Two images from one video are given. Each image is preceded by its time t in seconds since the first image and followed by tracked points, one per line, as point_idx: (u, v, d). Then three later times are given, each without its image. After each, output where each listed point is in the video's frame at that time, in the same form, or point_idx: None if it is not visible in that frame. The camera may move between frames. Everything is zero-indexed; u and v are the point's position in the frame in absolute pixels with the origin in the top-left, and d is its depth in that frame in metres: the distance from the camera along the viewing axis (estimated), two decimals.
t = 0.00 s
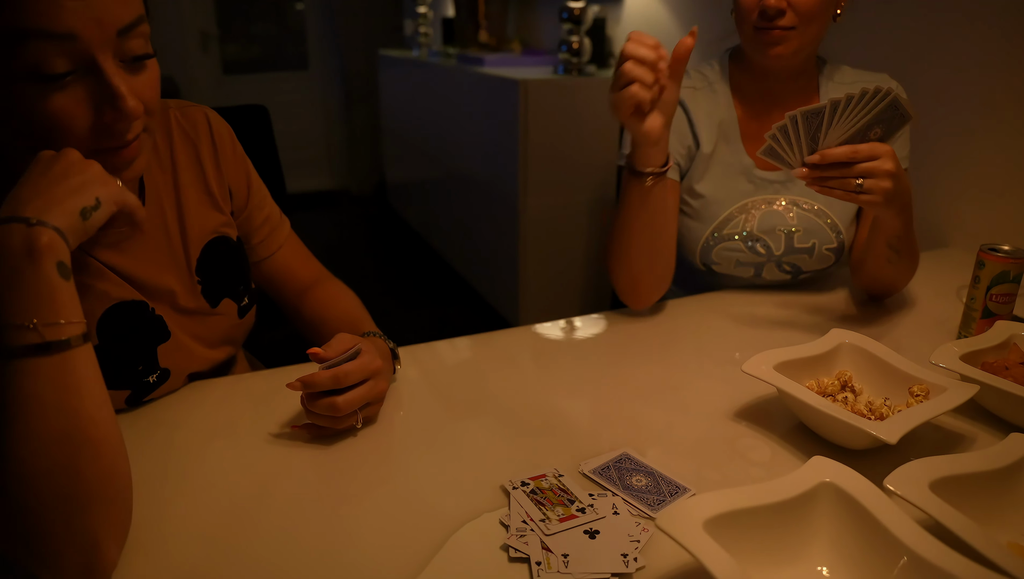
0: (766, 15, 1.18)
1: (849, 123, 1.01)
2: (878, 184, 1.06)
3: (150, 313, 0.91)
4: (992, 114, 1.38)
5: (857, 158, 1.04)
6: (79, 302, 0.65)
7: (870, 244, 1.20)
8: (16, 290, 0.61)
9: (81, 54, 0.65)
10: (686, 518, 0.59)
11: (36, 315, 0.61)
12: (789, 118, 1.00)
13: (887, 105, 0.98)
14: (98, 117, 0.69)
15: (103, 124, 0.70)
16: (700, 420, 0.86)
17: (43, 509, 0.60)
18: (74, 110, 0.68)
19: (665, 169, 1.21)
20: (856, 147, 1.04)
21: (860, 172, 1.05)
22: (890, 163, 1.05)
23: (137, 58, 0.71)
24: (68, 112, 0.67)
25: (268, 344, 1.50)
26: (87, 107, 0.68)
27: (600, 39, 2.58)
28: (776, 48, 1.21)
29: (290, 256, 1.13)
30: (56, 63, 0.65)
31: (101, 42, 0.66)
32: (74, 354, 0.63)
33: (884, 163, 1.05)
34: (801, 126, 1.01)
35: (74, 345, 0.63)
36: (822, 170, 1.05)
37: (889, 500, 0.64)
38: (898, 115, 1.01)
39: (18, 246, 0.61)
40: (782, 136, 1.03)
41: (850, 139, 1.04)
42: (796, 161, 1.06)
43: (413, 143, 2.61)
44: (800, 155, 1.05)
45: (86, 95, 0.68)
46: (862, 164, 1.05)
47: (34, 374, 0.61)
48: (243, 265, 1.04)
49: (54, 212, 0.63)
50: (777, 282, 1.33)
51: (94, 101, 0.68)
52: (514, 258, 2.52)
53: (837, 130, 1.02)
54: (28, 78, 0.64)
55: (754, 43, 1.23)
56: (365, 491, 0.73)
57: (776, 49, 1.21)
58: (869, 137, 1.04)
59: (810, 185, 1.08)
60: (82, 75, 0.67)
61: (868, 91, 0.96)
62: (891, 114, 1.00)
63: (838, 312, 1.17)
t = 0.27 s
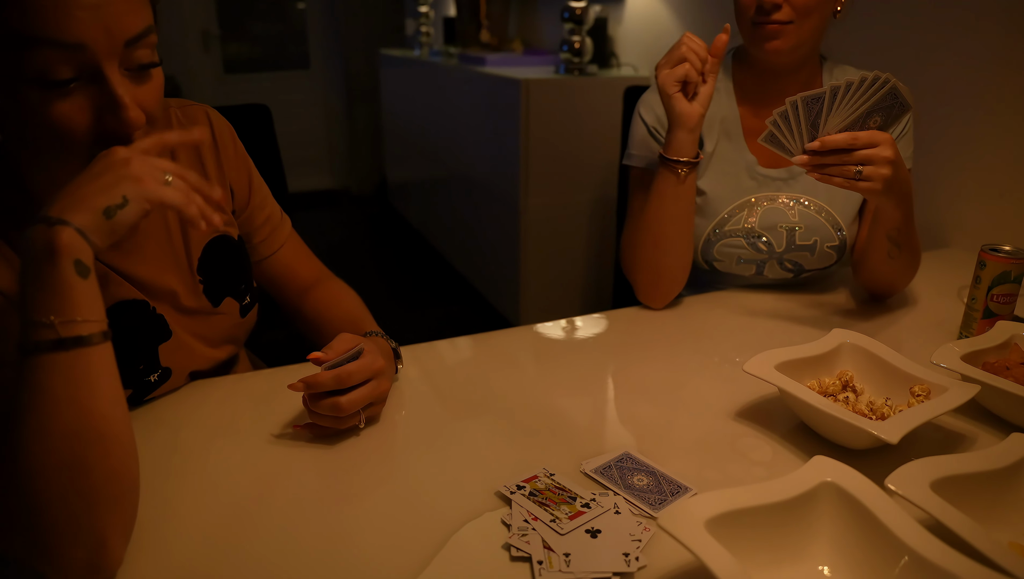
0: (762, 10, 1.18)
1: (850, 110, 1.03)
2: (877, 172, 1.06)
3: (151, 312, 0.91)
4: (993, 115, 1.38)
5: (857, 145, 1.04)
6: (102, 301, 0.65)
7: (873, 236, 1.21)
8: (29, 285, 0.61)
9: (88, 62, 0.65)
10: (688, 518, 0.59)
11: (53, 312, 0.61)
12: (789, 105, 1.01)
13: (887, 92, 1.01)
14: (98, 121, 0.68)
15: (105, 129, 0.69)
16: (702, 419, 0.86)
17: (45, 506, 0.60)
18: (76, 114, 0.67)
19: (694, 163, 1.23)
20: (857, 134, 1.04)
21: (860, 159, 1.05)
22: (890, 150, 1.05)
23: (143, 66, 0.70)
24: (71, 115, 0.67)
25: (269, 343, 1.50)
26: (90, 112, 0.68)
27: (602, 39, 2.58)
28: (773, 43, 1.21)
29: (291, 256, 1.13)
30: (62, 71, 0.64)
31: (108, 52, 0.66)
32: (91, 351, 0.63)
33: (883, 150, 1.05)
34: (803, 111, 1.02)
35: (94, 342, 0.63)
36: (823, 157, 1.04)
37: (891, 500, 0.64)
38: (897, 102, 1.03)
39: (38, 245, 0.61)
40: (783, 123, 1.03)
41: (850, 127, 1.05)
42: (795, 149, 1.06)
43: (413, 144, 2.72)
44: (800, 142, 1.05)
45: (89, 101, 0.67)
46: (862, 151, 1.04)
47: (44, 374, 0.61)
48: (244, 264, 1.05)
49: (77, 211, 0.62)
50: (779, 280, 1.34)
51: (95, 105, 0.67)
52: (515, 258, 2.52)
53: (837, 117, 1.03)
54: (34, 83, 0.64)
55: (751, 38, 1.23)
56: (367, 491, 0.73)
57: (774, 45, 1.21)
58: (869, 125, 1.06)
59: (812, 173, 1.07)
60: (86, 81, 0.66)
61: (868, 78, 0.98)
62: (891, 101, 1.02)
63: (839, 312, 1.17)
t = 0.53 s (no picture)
0: (763, 10, 1.18)
1: (853, 103, 1.03)
2: (881, 164, 1.05)
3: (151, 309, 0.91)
4: (994, 114, 1.38)
5: (860, 138, 1.04)
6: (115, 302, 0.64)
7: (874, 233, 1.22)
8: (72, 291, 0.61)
9: (117, 45, 0.66)
10: (689, 518, 0.59)
11: (123, 330, 0.57)
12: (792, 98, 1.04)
13: (890, 87, 1.01)
14: (119, 104, 0.70)
15: (127, 111, 0.71)
16: (702, 419, 0.86)
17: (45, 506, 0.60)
18: (99, 98, 0.68)
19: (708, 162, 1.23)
20: (860, 127, 1.04)
21: (863, 152, 1.04)
22: (893, 143, 1.05)
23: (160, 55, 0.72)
24: (93, 97, 0.68)
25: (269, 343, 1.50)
26: (112, 97, 0.69)
27: (602, 38, 2.57)
28: (775, 42, 1.20)
29: (290, 255, 1.13)
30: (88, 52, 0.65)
31: (132, 36, 0.67)
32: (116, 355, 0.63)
33: (886, 143, 1.04)
34: (807, 103, 1.04)
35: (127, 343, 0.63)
36: (827, 150, 1.04)
37: (892, 500, 0.64)
38: (901, 97, 1.03)
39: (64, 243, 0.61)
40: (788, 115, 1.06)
41: (855, 121, 1.06)
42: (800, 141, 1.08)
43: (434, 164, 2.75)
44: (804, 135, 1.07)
45: (109, 86, 0.69)
46: (865, 144, 1.04)
47: (82, 385, 0.59)
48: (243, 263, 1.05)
49: (178, 243, 0.58)
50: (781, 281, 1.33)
51: (117, 88, 0.69)
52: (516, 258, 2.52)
53: (842, 110, 1.04)
54: (58, 65, 0.64)
55: (753, 38, 1.23)
56: (366, 490, 0.73)
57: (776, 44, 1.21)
58: (873, 120, 1.06)
59: (814, 167, 1.06)
60: (110, 64, 0.67)
61: (870, 71, 0.99)
62: (895, 95, 1.03)
63: (840, 311, 1.17)
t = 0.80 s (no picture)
0: (764, 11, 1.18)
1: (851, 99, 1.03)
2: (880, 160, 1.05)
3: (155, 307, 0.91)
4: (993, 114, 1.38)
5: (858, 135, 1.04)
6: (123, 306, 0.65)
7: (873, 233, 1.22)
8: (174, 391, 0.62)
9: (141, 34, 0.71)
10: (687, 516, 0.59)
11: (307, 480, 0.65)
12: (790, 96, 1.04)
13: (889, 82, 1.00)
14: (145, 91, 0.74)
15: (153, 98, 0.75)
16: (702, 419, 0.86)
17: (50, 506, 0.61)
18: (127, 85, 0.72)
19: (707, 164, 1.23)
20: (859, 123, 1.04)
21: (862, 148, 1.05)
22: (893, 139, 1.05)
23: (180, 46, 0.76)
24: (121, 85, 0.71)
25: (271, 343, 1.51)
26: (140, 82, 0.73)
27: (602, 39, 2.57)
28: (776, 44, 1.21)
29: (290, 255, 1.14)
30: (117, 40, 0.69)
31: (159, 28, 0.72)
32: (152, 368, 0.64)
33: (885, 139, 1.04)
34: (807, 99, 1.03)
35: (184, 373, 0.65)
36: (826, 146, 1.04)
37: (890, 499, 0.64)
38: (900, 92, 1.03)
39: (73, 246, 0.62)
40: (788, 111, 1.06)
41: (853, 117, 1.06)
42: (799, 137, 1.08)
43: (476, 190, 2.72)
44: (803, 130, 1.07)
45: (139, 71, 0.72)
46: (864, 140, 1.05)
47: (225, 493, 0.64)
48: (243, 262, 1.05)
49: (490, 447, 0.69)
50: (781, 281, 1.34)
51: (145, 75, 0.73)
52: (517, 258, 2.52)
53: (841, 106, 1.04)
54: (91, 54, 0.68)
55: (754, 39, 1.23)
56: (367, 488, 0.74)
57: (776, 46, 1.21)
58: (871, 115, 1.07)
59: (812, 163, 1.07)
60: (139, 51, 0.72)
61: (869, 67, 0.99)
62: (893, 90, 1.03)
63: (840, 311, 1.17)
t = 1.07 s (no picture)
0: (765, 11, 1.18)
1: (852, 97, 1.03)
2: (880, 158, 1.06)
3: (155, 307, 0.91)
4: (990, 113, 1.39)
5: (859, 133, 1.04)
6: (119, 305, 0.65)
7: (872, 232, 1.22)
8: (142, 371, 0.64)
9: (157, 35, 0.71)
10: (687, 516, 0.59)
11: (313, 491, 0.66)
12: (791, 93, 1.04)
13: (889, 81, 1.00)
14: (159, 92, 0.74)
15: (167, 98, 0.75)
16: (701, 419, 0.86)
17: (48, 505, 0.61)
18: (142, 85, 0.72)
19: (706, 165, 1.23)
20: (859, 121, 1.04)
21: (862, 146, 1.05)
22: (893, 137, 1.05)
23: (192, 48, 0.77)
24: (138, 86, 0.72)
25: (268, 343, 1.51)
26: (155, 83, 0.73)
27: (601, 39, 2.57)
28: (776, 44, 1.21)
29: (289, 255, 1.14)
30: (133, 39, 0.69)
31: (175, 30, 0.72)
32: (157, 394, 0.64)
33: (886, 137, 1.05)
34: (807, 97, 1.04)
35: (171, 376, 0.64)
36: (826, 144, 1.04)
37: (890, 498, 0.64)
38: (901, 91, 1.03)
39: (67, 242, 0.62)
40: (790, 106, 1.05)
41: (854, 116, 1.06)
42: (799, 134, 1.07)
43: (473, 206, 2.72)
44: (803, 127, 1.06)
45: (157, 72, 0.73)
46: (864, 139, 1.04)
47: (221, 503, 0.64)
48: (242, 262, 1.05)
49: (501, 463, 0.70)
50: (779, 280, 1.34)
51: (161, 77, 0.74)
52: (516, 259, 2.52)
53: (841, 103, 1.03)
54: (108, 52, 0.69)
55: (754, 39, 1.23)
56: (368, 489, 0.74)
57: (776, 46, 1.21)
58: (871, 113, 1.06)
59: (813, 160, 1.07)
60: (155, 51, 0.72)
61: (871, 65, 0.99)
62: (893, 89, 1.02)
63: (838, 310, 1.17)
